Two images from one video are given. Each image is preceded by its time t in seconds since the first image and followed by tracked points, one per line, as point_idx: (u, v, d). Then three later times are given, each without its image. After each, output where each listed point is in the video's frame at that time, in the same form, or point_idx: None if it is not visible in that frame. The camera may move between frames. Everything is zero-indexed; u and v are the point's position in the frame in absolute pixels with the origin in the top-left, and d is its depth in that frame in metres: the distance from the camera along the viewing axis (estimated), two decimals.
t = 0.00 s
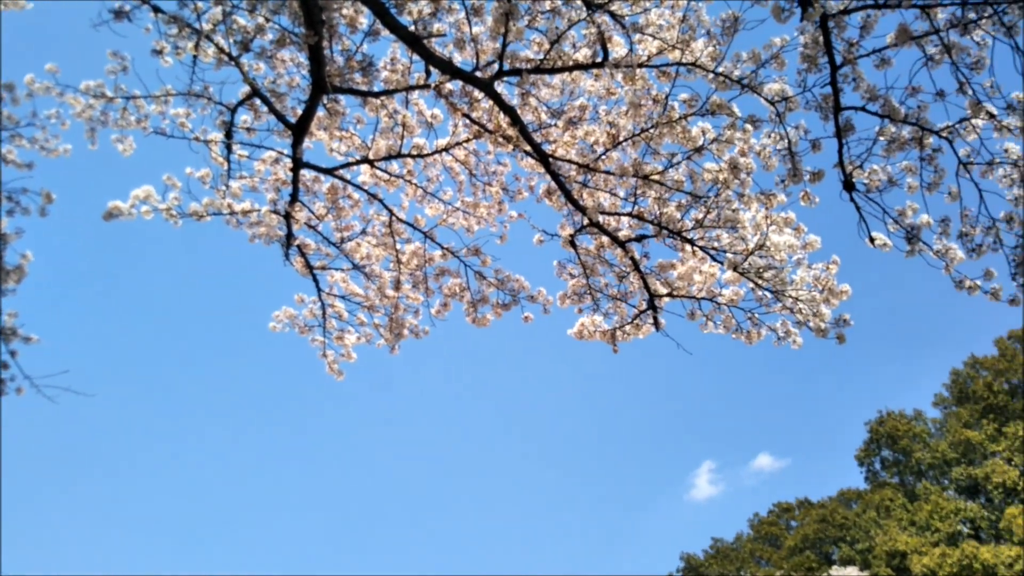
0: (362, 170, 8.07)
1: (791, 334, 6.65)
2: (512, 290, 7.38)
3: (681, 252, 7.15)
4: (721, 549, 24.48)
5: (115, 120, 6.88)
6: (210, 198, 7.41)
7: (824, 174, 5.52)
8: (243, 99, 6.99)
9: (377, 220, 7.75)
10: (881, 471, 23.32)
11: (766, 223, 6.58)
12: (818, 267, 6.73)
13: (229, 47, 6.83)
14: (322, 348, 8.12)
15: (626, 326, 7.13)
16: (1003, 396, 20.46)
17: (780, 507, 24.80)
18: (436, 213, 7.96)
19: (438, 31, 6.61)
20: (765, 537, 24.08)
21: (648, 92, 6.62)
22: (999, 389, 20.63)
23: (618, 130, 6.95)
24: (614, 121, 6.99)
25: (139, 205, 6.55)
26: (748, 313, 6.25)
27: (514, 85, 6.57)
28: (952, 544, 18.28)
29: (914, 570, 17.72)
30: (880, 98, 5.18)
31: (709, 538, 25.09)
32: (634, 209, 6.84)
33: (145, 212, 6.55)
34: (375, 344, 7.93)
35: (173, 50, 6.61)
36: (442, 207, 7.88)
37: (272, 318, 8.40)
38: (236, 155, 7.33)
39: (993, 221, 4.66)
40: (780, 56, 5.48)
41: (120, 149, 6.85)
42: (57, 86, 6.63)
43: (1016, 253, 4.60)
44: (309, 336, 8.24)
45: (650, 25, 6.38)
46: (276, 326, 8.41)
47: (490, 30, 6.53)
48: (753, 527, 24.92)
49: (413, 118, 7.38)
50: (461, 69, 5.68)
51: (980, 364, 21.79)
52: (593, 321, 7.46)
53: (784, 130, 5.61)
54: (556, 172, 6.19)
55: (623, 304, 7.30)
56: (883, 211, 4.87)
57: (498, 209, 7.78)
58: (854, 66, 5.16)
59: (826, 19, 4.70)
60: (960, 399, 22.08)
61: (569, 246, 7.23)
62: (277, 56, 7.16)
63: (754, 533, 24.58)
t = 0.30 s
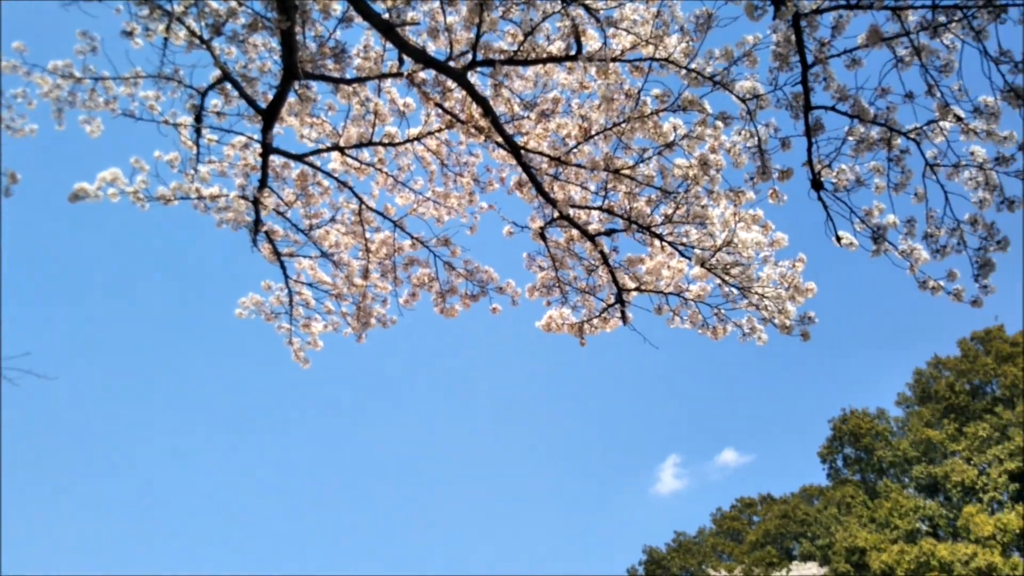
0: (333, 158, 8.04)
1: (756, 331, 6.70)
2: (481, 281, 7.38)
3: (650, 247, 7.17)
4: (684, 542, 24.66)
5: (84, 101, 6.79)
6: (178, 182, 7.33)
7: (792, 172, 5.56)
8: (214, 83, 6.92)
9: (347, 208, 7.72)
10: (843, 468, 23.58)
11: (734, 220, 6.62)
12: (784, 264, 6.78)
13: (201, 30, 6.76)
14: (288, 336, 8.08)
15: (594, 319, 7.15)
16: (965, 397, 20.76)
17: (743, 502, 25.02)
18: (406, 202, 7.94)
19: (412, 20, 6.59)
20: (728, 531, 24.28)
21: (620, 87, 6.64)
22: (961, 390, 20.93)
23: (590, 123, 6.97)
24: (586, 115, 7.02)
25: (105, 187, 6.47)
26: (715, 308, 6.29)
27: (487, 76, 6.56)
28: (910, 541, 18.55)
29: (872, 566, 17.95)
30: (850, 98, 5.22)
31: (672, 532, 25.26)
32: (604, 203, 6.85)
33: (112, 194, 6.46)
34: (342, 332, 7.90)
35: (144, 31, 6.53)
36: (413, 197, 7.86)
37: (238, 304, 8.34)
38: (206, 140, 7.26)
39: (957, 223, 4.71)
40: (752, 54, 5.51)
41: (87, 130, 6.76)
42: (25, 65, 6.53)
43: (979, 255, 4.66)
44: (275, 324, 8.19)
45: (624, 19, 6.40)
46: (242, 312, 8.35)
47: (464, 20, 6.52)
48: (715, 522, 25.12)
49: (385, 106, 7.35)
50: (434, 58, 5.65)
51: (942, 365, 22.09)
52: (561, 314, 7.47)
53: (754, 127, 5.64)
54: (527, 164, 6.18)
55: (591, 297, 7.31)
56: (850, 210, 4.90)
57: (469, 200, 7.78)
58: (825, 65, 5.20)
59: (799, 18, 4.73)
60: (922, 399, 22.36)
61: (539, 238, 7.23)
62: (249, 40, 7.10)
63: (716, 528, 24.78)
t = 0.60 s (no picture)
0: (309, 148, 7.99)
1: (730, 326, 6.74)
2: (457, 274, 7.37)
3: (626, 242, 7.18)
4: (658, 537, 24.79)
5: (56, 87, 6.69)
6: (152, 170, 7.24)
7: (767, 169, 5.58)
8: (190, 71, 6.84)
9: (322, 198, 7.68)
10: (816, 464, 23.77)
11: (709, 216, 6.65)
12: (758, 261, 6.82)
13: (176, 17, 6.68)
14: (263, 327, 8.03)
15: (570, 313, 7.16)
16: (936, 395, 20.99)
17: (716, 497, 25.18)
18: (382, 193, 7.91)
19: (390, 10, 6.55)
20: (701, 526, 24.43)
21: (597, 81, 6.64)
22: (932, 388, 21.15)
23: (567, 117, 6.97)
24: (563, 109, 7.03)
25: (78, 174, 6.38)
26: (690, 304, 6.32)
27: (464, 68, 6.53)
28: (881, 538, 18.73)
29: (844, 562, 18.14)
30: (825, 96, 5.25)
31: (646, 526, 25.39)
32: (580, 198, 6.85)
33: (84, 181, 6.38)
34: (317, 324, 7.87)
35: (118, 17, 6.45)
36: (389, 188, 7.83)
37: (212, 294, 8.28)
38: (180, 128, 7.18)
39: (930, 222, 4.74)
40: (729, 50, 5.52)
41: (60, 117, 6.66)
42: None
43: (951, 254, 4.70)
44: (250, 314, 8.14)
45: (601, 14, 6.40)
46: (216, 303, 8.30)
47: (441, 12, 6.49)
48: (689, 517, 25.27)
49: (361, 97, 7.31)
50: (412, 50, 5.61)
51: (915, 363, 22.31)
52: (537, 307, 7.47)
53: (730, 124, 5.66)
54: (504, 158, 6.16)
55: (567, 291, 7.32)
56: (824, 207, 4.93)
57: (445, 192, 7.76)
58: (800, 63, 5.22)
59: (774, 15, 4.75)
60: (895, 396, 22.57)
61: (515, 232, 7.22)
62: (224, 28, 7.04)
63: (690, 523, 24.92)
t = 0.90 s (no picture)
0: (286, 142, 7.95)
1: (706, 327, 6.76)
2: (434, 271, 7.35)
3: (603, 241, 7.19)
4: (631, 536, 24.85)
5: (31, 76, 6.61)
6: (126, 162, 7.17)
7: (744, 171, 5.60)
8: (167, 63, 6.78)
9: (299, 193, 7.56)
10: (790, 465, 23.92)
11: (686, 217, 6.67)
12: (733, 262, 6.85)
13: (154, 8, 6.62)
14: (238, 322, 7.98)
15: (546, 312, 7.16)
16: (909, 398, 21.16)
17: (691, 497, 25.27)
18: (360, 189, 7.88)
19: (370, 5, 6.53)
20: (675, 527, 24.51)
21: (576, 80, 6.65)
22: (905, 391, 21.33)
23: (546, 116, 6.98)
24: (542, 107, 7.03)
25: (52, 165, 6.30)
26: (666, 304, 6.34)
27: (444, 64, 6.52)
28: (853, 539, 18.86)
29: (816, 563, 18.26)
30: (802, 99, 5.28)
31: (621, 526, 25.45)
32: (558, 196, 6.85)
33: (59, 172, 6.30)
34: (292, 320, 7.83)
35: (95, 7, 6.38)
36: (367, 184, 7.80)
37: (187, 289, 8.22)
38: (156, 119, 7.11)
39: (904, 226, 4.78)
40: (708, 52, 5.54)
41: (34, 106, 6.58)
42: None
43: (924, 258, 4.73)
44: (224, 309, 8.09)
45: (581, 13, 6.40)
46: (191, 297, 8.24)
47: (421, 7, 6.47)
48: (663, 517, 25.36)
49: (339, 91, 7.28)
50: (391, 45, 5.58)
51: (889, 366, 22.49)
52: (514, 306, 7.47)
53: (708, 125, 5.67)
54: (483, 156, 6.15)
55: (544, 290, 7.32)
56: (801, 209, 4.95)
57: (423, 189, 7.75)
58: (778, 66, 5.24)
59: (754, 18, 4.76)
60: (868, 399, 22.74)
61: (493, 230, 7.22)
62: (202, 20, 6.99)
63: (664, 523, 25.01)
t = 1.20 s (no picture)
0: (272, 143, 7.94)
1: (691, 332, 6.78)
2: (420, 274, 7.35)
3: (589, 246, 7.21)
4: (615, 540, 24.85)
5: (16, 74, 6.57)
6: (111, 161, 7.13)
7: (730, 177, 5.62)
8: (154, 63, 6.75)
9: (285, 194, 7.58)
10: (774, 471, 23.97)
11: (672, 222, 6.69)
12: (719, 268, 6.87)
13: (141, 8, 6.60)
14: (222, 323, 7.96)
15: (532, 316, 7.16)
16: (893, 405, 21.25)
17: (675, 502, 25.30)
18: (346, 191, 7.87)
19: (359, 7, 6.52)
20: (660, 531, 24.51)
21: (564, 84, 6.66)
22: (889, 397, 21.41)
23: (533, 120, 6.99)
24: (529, 111, 7.04)
25: (36, 164, 6.27)
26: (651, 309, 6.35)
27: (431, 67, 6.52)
28: (836, 545, 18.91)
29: (799, 569, 18.29)
30: (788, 106, 5.30)
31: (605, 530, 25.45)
32: (545, 200, 6.86)
33: (43, 171, 6.26)
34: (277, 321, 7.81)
35: (81, 6, 6.35)
36: (353, 186, 7.79)
37: (172, 289, 8.19)
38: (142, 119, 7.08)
39: (888, 233, 4.80)
40: (695, 58, 5.55)
41: (19, 105, 6.54)
42: None
43: (908, 265, 4.76)
44: (209, 310, 8.06)
45: (569, 17, 6.41)
46: (175, 298, 8.21)
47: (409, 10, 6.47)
48: (648, 521, 25.36)
49: (327, 93, 7.27)
50: (379, 47, 5.57)
51: (873, 373, 22.59)
52: (500, 309, 7.47)
53: (695, 131, 5.69)
54: (470, 159, 6.14)
55: (530, 294, 7.33)
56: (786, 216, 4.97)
57: (410, 191, 7.74)
58: (764, 73, 5.26)
59: (740, 25, 4.78)
60: (852, 405, 22.82)
61: (479, 233, 7.22)
62: (189, 20, 6.97)
63: (648, 527, 25.02)
